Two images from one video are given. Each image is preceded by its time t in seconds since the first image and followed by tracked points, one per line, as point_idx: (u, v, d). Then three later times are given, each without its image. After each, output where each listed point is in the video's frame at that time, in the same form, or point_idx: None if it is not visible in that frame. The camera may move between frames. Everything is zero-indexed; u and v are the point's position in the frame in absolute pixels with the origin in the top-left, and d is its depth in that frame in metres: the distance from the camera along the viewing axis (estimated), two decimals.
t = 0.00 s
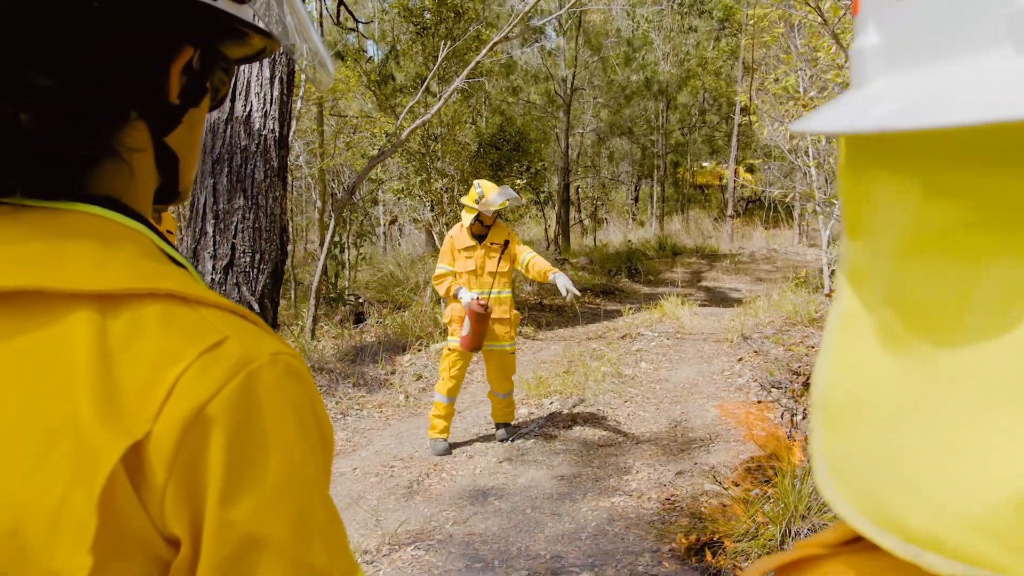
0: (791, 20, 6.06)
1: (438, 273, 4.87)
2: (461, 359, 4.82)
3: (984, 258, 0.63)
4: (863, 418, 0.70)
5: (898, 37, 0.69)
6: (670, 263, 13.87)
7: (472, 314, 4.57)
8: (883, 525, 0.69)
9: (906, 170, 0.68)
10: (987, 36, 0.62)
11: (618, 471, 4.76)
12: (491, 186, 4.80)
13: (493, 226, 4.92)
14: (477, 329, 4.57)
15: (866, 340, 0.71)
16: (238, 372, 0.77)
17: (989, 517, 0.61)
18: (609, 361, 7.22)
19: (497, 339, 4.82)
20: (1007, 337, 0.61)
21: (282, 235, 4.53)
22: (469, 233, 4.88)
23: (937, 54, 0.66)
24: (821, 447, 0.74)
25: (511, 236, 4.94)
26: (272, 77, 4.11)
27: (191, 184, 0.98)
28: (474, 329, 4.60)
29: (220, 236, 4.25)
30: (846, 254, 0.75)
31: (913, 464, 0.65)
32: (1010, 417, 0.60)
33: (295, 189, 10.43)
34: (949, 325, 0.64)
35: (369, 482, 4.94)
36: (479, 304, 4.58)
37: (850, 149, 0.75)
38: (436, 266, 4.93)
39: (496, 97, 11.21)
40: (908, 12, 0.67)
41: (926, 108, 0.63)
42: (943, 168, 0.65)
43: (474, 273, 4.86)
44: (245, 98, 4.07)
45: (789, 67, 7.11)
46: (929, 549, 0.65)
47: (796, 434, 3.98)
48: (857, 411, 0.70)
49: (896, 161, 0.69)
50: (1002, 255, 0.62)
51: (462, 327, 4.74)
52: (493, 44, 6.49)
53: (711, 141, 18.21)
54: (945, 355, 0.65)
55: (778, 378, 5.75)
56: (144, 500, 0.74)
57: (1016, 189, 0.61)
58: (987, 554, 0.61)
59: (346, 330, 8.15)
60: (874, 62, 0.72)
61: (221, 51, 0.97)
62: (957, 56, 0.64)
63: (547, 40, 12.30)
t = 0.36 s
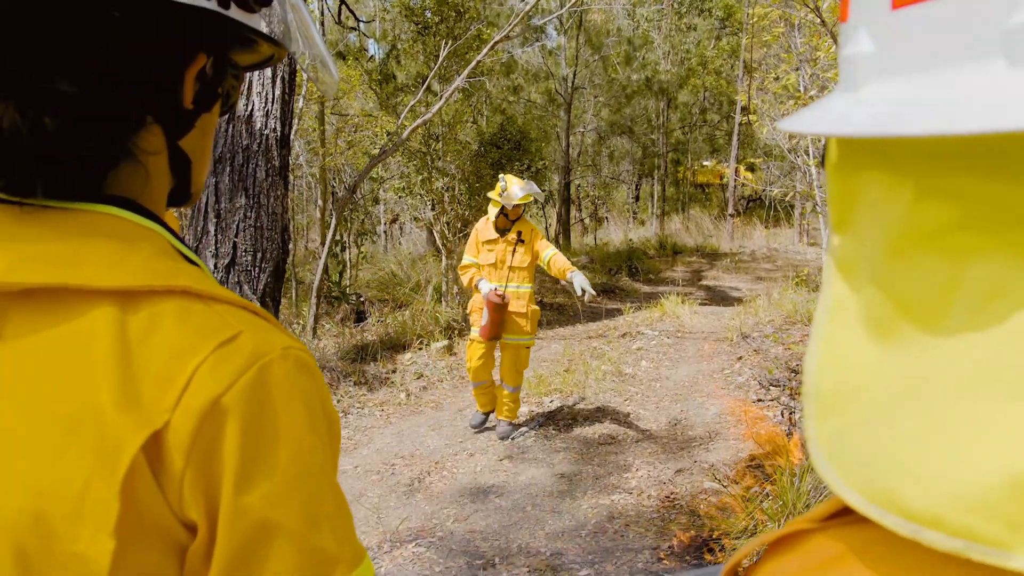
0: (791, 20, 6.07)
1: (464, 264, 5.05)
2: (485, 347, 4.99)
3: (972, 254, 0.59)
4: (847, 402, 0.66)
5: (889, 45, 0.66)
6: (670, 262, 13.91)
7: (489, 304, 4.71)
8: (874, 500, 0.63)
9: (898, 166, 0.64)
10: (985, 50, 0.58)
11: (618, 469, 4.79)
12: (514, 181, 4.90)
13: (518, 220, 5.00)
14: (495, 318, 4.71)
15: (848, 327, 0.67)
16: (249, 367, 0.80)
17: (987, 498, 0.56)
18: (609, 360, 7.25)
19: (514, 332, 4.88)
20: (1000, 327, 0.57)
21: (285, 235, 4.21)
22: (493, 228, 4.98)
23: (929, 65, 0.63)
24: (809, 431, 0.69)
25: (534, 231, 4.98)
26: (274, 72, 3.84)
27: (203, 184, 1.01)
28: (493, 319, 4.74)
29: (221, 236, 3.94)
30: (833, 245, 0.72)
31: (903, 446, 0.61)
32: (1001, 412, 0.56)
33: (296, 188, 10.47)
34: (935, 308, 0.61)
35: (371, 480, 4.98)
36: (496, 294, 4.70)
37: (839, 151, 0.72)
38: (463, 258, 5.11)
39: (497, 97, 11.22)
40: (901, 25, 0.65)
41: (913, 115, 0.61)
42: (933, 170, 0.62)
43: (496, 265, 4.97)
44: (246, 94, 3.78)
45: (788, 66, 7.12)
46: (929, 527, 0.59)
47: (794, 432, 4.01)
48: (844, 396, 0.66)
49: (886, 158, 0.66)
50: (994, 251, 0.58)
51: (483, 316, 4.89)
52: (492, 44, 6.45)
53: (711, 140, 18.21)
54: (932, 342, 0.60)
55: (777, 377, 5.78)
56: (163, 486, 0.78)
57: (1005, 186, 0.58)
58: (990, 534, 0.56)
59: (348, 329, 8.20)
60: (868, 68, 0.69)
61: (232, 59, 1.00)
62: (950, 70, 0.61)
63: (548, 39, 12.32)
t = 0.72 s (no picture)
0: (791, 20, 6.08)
1: (484, 267, 5.19)
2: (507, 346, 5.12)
3: (988, 261, 0.60)
4: (866, 404, 0.68)
5: (906, 55, 0.66)
6: (671, 262, 13.92)
7: (508, 304, 4.87)
8: (896, 501, 0.65)
9: (910, 174, 0.66)
10: (1003, 68, 0.60)
11: (619, 469, 4.81)
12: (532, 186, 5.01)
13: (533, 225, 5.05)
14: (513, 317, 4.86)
15: (864, 331, 0.69)
16: (268, 370, 0.82)
17: (1000, 495, 0.57)
18: (610, 360, 7.27)
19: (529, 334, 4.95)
20: (1016, 331, 0.58)
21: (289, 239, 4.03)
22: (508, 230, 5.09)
23: (944, 79, 0.63)
24: (829, 434, 0.72)
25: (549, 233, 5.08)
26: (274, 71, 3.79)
27: (221, 192, 1.03)
28: (512, 317, 4.90)
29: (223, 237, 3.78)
30: (845, 253, 0.73)
31: (924, 449, 0.62)
32: (1017, 415, 0.57)
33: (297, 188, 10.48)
34: (951, 313, 0.62)
35: (373, 480, 5.01)
36: (514, 294, 4.87)
37: (852, 161, 0.74)
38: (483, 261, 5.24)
39: (497, 97, 11.21)
40: (918, 38, 0.65)
41: (924, 129, 0.63)
42: (948, 179, 0.63)
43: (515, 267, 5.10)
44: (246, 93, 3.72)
45: (788, 66, 7.13)
46: (956, 526, 0.61)
47: (795, 432, 4.03)
48: (863, 398, 0.68)
49: (899, 170, 0.67)
50: (1009, 260, 0.59)
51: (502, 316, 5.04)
52: (493, 45, 6.44)
53: (711, 140, 18.21)
54: (947, 347, 0.62)
55: (778, 377, 5.80)
56: (188, 486, 0.80)
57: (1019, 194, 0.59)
58: (1013, 531, 0.58)
59: (349, 329, 8.22)
60: (881, 80, 0.69)
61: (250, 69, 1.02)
62: (967, 81, 0.62)
63: (548, 39, 12.33)
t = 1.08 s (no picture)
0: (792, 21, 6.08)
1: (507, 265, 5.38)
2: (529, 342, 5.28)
3: (931, 263, 0.64)
4: (818, 394, 0.72)
5: (866, 72, 0.71)
6: (671, 262, 13.94)
7: (524, 300, 5.06)
8: (835, 480, 0.69)
9: (867, 180, 0.70)
10: (942, 82, 0.64)
11: (618, 468, 4.82)
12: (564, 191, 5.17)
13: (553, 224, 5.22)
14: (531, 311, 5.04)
15: (823, 328, 0.73)
16: (267, 371, 0.84)
17: (931, 478, 0.62)
18: (610, 359, 7.28)
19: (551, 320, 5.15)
20: (951, 329, 0.63)
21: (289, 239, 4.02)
22: (530, 231, 5.27)
23: (899, 93, 0.68)
24: (784, 419, 0.75)
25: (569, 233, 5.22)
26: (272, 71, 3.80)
27: (221, 196, 1.05)
28: (530, 313, 5.08)
29: (223, 237, 3.79)
30: (812, 254, 0.77)
31: (868, 436, 0.66)
32: (949, 404, 0.62)
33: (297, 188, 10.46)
34: (899, 309, 0.66)
35: (373, 480, 5.02)
36: (530, 289, 5.05)
37: (817, 169, 0.77)
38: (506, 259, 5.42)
39: (498, 97, 11.18)
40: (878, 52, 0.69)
41: (883, 139, 0.66)
42: (900, 188, 0.67)
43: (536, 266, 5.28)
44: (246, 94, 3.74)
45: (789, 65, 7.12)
46: (882, 505, 0.65)
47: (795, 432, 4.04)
48: (817, 389, 0.72)
49: (858, 175, 0.70)
50: (950, 262, 0.63)
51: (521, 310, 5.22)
52: (494, 45, 6.44)
53: (712, 140, 18.20)
54: (896, 341, 0.66)
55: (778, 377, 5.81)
56: (188, 485, 0.81)
57: (960, 203, 0.63)
58: (933, 510, 0.63)
59: (349, 329, 8.24)
60: (842, 92, 0.74)
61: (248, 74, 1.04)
62: (925, 97, 0.66)
63: (549, 38, 12.32)
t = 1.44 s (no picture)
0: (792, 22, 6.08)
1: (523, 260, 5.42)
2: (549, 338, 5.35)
3: (899, 262, 0.63)
4: (795, 392, 0.70)
5: (843, 81, 0.70)
6: (672, 262, 13.97)
7: (546, 294, 5.14)
8: (808, 472, 0.68)
9: (841, 182, 0.68)
10: (903, 93, 0.64)
11: (620, 469, 4.83)
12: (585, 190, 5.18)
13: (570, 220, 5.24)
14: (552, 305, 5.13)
15: (805, 330, 0.72)
16: (280, 374, 0.85)
17: (893, 467, 0.60)
18: (611, 360, 7.29)
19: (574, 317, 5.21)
20: (917, 324, 0.61)
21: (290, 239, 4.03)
22: (547, 228, 5.26)
23: (868, 102, 0.67)
24: (764, 416, 0.74)
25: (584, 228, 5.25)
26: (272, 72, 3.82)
27: (232, 202, 1.06)
28: (551, 306, 5.16)
29: (224, 237, 3.79)
30: (798, 259, 0.76)
31: (835, 425, 0.65)
32: (912, 397, 0.60)
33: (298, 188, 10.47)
34: (871, 309, 0.64)
35: (374, 480, 5.03)
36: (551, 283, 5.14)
37: (799, 177, 0.76)
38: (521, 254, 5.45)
39: (498, 97, 11.08)
40: (854, 63, 0.68)
41: (857, 146, 0.65)
42: (869, 189, 0.65)
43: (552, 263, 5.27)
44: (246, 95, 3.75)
45: (790, 66, 7.13)
46: (848, 492, 0.64)
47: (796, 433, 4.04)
48: (794, 386, 0.70)
49: (833, 178, 0.69)
50: (918, 261, 0.61)
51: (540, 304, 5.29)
52: (495, 45, 6.45)
53: (712, 140, 18.21)
54: (867, 340, 0.64)
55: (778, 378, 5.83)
56: (203, 487, 0.82)
57: (924, 204, 0.61)
58: (894, 495, 0.61)
59: (350, 329, 8.26)
60: (822, 104, 0.73)
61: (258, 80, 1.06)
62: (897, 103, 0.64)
63: (549, 39, 12.34)
